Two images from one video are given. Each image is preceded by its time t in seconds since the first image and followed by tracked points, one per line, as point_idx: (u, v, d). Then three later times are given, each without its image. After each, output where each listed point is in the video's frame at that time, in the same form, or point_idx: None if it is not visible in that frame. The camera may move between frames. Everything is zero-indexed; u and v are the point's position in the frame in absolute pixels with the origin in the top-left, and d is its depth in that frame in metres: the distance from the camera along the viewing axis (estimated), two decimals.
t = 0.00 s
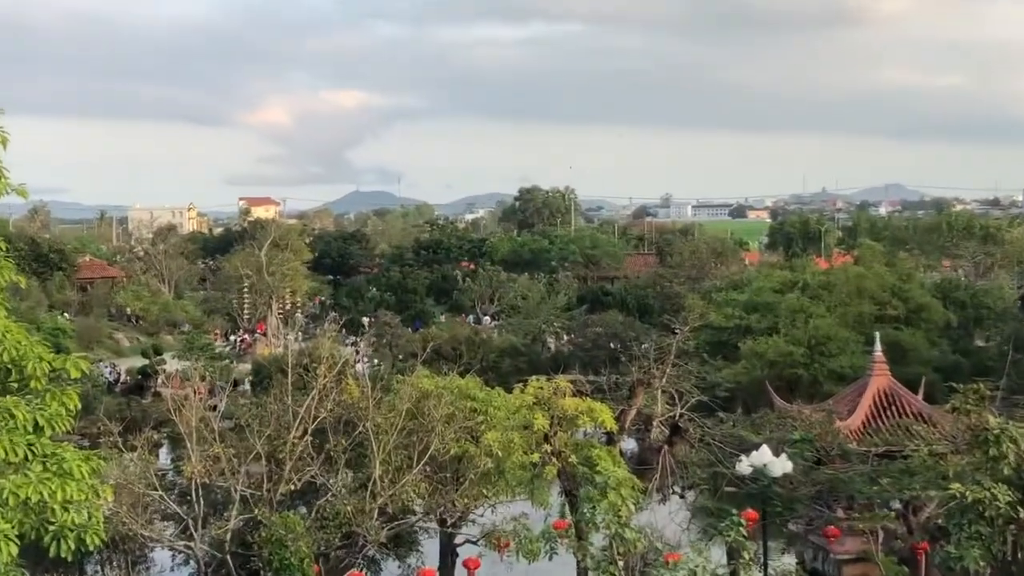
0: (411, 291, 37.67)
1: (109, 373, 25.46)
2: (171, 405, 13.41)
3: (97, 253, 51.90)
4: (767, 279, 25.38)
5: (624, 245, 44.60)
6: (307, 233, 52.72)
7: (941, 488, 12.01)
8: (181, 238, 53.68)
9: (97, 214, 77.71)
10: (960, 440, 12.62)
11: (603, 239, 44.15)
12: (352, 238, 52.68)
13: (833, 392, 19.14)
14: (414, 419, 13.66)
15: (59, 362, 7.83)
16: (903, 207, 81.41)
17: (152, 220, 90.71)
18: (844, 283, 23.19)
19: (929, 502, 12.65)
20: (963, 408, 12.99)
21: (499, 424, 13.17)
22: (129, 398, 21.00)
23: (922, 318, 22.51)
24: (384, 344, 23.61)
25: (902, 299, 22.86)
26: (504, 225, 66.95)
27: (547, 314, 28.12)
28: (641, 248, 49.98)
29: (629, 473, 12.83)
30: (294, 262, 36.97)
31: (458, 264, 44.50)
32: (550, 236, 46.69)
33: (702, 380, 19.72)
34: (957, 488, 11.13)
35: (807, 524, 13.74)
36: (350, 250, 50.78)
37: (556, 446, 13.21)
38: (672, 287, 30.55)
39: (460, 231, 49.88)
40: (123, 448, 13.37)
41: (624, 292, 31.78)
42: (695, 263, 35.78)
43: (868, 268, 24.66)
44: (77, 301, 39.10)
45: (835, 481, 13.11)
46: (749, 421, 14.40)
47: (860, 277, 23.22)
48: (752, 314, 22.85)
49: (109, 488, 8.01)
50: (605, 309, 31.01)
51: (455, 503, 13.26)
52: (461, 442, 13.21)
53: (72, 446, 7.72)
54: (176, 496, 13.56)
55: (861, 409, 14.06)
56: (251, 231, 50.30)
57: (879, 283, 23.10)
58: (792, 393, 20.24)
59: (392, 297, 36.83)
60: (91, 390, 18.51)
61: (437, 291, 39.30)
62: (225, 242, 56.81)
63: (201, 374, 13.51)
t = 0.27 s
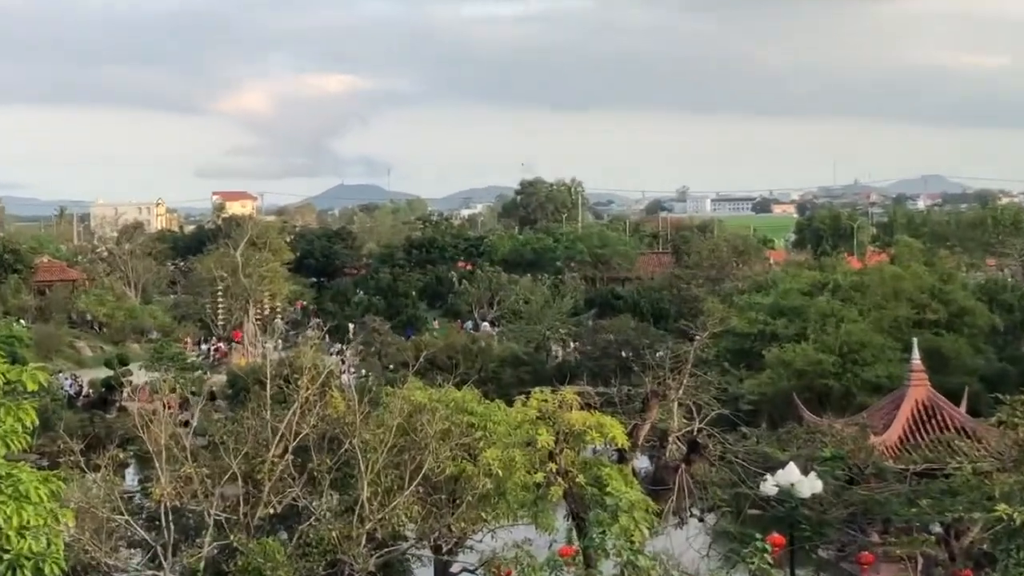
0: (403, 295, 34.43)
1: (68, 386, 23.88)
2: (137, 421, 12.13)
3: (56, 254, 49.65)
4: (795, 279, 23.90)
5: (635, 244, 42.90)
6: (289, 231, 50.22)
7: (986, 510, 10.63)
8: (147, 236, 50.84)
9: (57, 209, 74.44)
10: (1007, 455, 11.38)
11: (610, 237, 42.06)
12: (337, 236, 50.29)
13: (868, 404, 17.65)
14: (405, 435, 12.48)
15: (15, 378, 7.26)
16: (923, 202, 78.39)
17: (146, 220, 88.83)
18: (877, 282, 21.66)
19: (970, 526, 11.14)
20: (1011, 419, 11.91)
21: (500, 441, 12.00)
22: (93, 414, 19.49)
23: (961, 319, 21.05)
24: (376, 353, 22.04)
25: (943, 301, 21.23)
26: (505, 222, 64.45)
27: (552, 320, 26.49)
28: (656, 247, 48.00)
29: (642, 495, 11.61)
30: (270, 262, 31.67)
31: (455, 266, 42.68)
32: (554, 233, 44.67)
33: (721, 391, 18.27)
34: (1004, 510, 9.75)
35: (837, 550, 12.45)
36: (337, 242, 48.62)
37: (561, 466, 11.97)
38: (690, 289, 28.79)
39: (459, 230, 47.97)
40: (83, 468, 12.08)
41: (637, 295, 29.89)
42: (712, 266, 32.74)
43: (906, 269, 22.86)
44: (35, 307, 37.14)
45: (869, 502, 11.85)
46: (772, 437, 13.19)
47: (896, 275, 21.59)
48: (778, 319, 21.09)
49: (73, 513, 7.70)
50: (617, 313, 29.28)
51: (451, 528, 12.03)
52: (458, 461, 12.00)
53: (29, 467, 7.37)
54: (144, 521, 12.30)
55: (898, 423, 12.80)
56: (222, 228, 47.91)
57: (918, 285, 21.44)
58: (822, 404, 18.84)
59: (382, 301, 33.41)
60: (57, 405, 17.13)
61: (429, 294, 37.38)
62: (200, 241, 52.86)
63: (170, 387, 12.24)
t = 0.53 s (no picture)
0: (400, 299, 33.05)
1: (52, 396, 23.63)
2: (123, 430, 11.67)
3: (47, 259, 48.99)
4: (806, 281, 23.35)
5: (640, 245, 42.83)
6: (281, 233, 49.26)
7: (1008, 521, 10.09)
8: (134, 239, 49.99)
9: (44, 212, 73.74)
10: None
11: (613, 238, 41.48)
12: (332, 239, 49.49)
13: (882, 410, 17.33)
14: (402, 444, 12.07)
15: None
16: (930, 199, 77.00)
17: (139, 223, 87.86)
18: (892, 279, 21.39)
19: (990, 535, 10.40)
20: None
21: (500, 449, 11.56)
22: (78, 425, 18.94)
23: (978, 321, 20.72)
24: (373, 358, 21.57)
25: (961, 302, 20.83)
26: (505, 222, 63.67)
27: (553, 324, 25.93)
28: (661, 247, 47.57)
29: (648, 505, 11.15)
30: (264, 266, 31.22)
31: (455, 268, 42.30)
32: (556, 234, 44.02)
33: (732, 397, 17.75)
34: None
35: (852, 562, 11.89)
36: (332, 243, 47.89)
37: (564, 475, 11.52)
38: (697, 292, 28.03)
39: (456, 230, 47.36)
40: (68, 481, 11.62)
41: (642, 298, 29.30)
42: (721, 267, 31.11)
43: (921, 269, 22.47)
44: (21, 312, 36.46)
45: (884, 512, 11.18)
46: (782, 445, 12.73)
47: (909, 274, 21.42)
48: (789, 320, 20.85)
49: (59, 527, 7.29)
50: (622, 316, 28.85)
51: (451, 540, 11.59)
52: (458, 470, 11.57)
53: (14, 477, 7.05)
54: (131, 535, 11.85)
55: (914, 429, 12.38)
56: (213, 231, 47.13)
57: (933, 285, 21.04)
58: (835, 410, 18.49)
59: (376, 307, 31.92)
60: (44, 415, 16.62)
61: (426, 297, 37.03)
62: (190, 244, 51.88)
63: (158, 395, 11.81)
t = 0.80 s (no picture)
0: (400, 303, 32.50)
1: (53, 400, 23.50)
2: (124, 435, 11.66)
3: (47, 264, 48.95)
4: (806, 283, 23.27)
5: (642, 247, 42.99)
6: (281, 236, 49.10)
7: (1010, 521, 10.09)
8: (135, 243, 49.80)
9: (42, 217, 73.69)
10: None
11: (614, 239, 41.44)
12: (332, 242, 49.37)
13: (883, 410, 17.25)
14: (404, 448, 12.06)
15: None
16: (933, 199, 76.74)
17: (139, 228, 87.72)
18: (894, 280, 21.41)
19: (992, 536, 10.39)
20: None
21: (502, 452, 11.53)
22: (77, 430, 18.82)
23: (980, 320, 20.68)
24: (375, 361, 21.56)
25: (962, 302, 20.84)
26: (506, 225, 63.56)
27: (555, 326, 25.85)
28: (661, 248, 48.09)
29: (651, 507, 11.14)
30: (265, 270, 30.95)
31: (456, 271, 42.22)
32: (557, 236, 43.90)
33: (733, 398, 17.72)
34: None
35: (855, 563, 11.84)
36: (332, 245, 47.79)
37: (566, 478, 11.51)
38: (697, 293, 27.85)
39: (457, 233, 47.32)
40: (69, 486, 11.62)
41: (643, 300, 29.16)
42: (722, 268, 30.66)
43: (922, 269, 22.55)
44: (19, 318, 36.30)
45: (887, 513, 11.18)
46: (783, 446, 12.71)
47: (909, 274, 21.30)
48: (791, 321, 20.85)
49: (59, 533, 7.29)
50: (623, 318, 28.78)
51: (453, 543, 11.58)
52: (460, 473, 11.57)
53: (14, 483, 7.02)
54: (133, 540, 11.84)
55: (916, 430, 12.38)
56: (213, 236, 47.08)
57: (934, 286, 21.05)
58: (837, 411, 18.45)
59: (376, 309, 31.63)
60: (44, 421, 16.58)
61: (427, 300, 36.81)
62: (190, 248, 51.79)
63: (159, 400, 11.80)
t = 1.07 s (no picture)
0: (400, 305, 31.61)
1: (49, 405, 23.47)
2: (123, 440, 11.51)
3: (46, 264, 48.65)
4: (811, 284, 23.18)
5: (647, 248, 43.51)
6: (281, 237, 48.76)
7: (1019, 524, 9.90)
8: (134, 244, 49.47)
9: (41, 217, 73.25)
10: None
11: (616, 239, 41.15)
12: (330, 244, 49.22)
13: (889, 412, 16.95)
14: (405, 451, 11.91)
15: None
16: (939, 198, 76.21)
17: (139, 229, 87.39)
18: (899, 281, 21.26)
19: (1003, 539, 10.23)
20: None
21: (504, 455, 11.35)
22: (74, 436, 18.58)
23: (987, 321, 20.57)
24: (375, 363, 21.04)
25: (969, 302, 20.65)
26: (506, 225, 63.19)
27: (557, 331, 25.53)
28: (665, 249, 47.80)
29: (655, 511, 10.99)
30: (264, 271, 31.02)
31: (457, 274, 41.66)
32: (560, 237, 43.42)
33: (738, 400, 17.56)
34: None
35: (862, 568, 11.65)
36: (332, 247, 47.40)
37: (568, 481, 11.38)
38: (702, 294, 27.44)
39: (456, 234, 47.03)
40: (66, 491, 11.45)
41: (647, 302, 28.73)
42: (726, 269, 30.17)
43: (930, 269, 22.30)
44: (15, 319, 36.04)
45: (894, 516, 10.98)
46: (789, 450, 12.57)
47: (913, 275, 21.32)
48: (795, 325, 20.55)
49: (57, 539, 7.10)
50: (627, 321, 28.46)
51: (454, 548, 11.39)
52: (462, 476, 11.41)
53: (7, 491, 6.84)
54: (131, 546, 11.67)
55: (924, 432, 12.19)
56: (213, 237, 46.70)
57: (941, 286, 20.89)
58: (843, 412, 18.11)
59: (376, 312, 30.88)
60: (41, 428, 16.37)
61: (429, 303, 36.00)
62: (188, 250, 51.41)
63: (157, 404, 11.64)
